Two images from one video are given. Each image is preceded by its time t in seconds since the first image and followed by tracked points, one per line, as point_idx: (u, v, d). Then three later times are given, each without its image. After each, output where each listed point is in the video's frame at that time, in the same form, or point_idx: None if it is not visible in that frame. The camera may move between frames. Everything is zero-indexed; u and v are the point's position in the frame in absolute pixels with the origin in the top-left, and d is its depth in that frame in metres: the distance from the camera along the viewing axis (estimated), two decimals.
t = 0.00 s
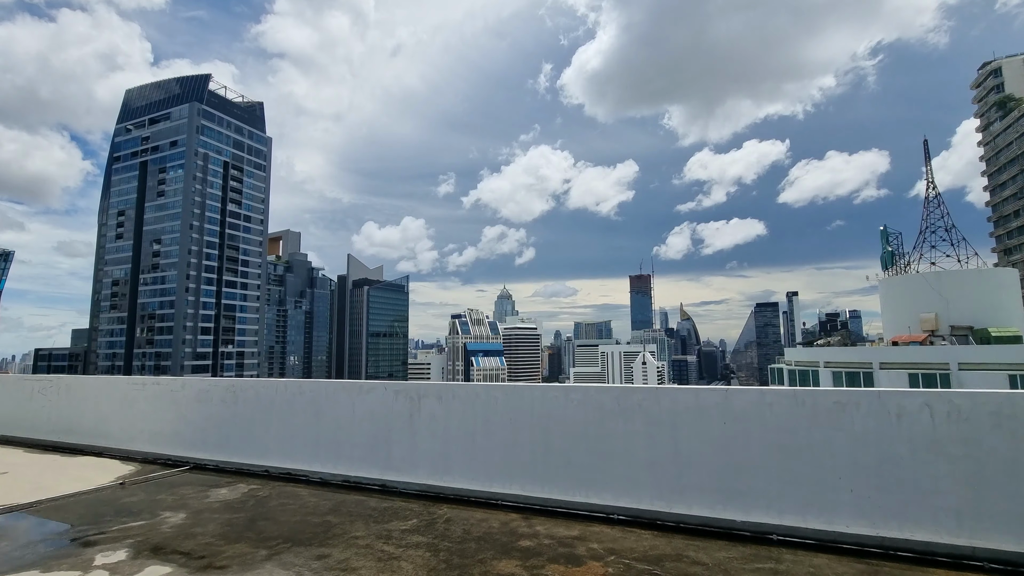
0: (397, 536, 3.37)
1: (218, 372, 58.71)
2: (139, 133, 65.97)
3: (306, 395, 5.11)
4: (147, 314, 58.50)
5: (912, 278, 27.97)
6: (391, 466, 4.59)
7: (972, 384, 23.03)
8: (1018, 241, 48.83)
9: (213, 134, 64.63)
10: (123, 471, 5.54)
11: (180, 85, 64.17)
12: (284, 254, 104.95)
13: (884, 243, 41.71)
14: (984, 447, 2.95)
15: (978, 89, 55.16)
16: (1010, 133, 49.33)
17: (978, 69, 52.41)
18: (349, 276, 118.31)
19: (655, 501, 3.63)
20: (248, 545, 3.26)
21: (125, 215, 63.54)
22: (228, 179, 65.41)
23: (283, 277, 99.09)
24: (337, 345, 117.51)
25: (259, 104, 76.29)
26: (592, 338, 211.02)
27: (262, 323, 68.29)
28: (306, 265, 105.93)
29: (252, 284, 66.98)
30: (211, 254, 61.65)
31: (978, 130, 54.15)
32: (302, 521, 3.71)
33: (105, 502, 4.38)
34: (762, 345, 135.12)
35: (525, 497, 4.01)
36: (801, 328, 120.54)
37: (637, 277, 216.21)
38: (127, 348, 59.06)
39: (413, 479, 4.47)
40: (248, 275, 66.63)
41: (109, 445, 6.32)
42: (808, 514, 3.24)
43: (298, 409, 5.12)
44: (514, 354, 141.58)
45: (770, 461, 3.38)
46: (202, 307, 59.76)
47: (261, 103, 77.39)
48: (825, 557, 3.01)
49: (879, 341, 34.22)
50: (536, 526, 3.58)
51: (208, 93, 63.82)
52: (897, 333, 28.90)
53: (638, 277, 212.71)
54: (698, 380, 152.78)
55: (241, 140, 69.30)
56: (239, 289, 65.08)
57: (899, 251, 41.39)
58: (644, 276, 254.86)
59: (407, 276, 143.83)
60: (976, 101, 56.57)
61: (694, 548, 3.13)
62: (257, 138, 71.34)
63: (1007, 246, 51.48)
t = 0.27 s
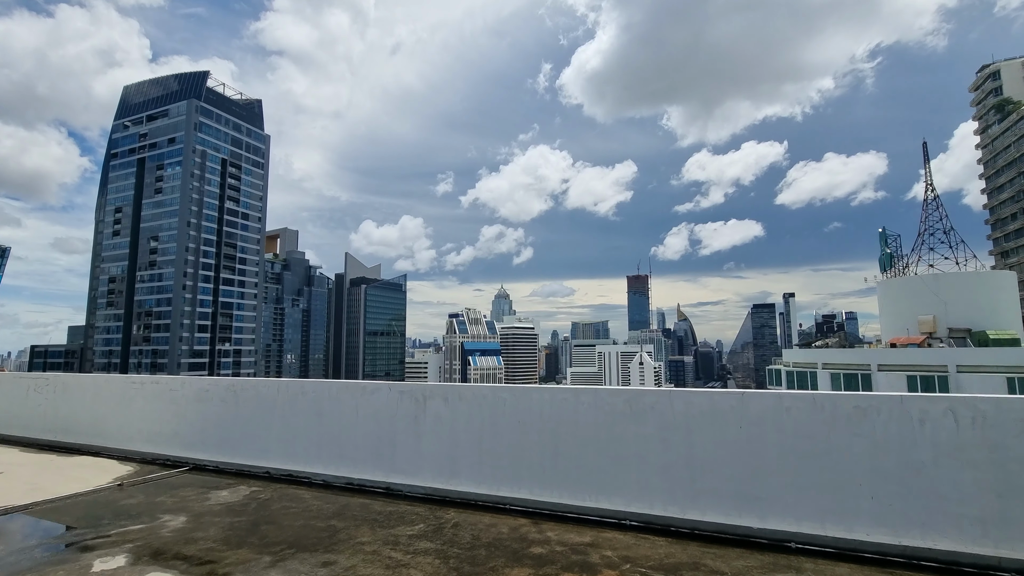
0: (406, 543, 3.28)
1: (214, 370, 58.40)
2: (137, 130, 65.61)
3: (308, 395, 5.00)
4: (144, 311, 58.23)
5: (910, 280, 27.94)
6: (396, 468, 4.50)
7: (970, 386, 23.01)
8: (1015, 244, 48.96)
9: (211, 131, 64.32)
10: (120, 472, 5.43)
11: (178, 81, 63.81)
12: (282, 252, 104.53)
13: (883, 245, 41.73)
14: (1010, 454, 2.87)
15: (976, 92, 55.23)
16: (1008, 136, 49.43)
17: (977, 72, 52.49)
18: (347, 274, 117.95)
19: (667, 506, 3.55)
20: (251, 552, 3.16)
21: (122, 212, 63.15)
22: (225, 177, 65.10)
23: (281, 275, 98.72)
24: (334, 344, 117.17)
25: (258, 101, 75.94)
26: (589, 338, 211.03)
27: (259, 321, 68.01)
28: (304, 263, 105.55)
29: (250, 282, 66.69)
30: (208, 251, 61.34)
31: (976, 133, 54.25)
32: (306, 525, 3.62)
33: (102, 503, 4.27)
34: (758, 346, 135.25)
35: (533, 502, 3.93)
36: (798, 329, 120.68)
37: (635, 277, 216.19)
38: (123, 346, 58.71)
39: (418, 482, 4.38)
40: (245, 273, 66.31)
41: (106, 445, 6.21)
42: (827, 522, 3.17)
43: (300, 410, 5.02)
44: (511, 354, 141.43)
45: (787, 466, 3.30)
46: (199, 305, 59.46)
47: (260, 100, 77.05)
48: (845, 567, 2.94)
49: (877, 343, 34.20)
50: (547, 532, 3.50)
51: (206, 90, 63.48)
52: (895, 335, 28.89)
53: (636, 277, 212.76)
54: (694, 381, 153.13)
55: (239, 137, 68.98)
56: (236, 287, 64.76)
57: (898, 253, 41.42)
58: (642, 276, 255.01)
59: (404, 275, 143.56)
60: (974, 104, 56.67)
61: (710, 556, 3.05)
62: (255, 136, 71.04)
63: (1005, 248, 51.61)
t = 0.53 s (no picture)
0: (408, 546, 3.18)
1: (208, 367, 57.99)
2: (131, 125, 64.99)
3: (306, 393, 4.88)
4: (137, 308, 57.73)
5: (905, 282, 28.03)
6: (396, 468, 4.40)
7: (964, 388, 23.06)
8: (1008, 247, 49.30)
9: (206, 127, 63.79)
10: (111, 470, 5.28)
11: (173, 76, 63.23)
12: (277, 249, 103.94)
13: (878, 247, 41.89)
14: None
15: (971, 96, 55.60)
16: (1002, 140, 49.76)
17: (972, 76, 52.82)
18: (342, 272, 117.39)
19: (676, 509, 3.47)
20: (247, 556, 3.03)
21: (115, 207, 62.60)
22: (220, 173, 64.61)
23: (275, 273, 98.15)
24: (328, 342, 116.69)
25: (254, 97, 75.39)
26: (584, 337, 211.37)
27: (254, 319, 67.59)
28: (299, 260, 104.98)
29: (244, 279, 66.25)
30: (202, 248, 60.90)
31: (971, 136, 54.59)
32: (304, 528, 3.50)
33: (91, 504, 4.13)
34: (752, 347, 135.78)
35: (537, 504, 3.84)
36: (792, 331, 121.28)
37: (631, 278, 216.58)
38: (116, 342, 58.21)
39: (418, 483, 4.28)
40: (239, 270, 65.84)
41: (98, 442, 6.06)
42: (840, 526, 3.10)
43: (298, 408, 4.90)
44: (506, 353, 141.32)
45: (799, 470, 3.22)
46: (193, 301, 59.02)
47: (256, 96, 76.50)
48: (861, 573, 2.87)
49: (872, 345, 34.29)
50: (553, 535, 3.40)
51: (202, 86, 62.92)
52: (889, 337, 29.01)
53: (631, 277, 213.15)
54: (688, 381, 153.72)
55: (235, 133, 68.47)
56: (231, 284, 64.29)
57: (893, 256, 41.59)
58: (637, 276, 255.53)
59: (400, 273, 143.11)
60: (969, 107, 57.04)
61: (722, 562, 2.97)
62: (251, 132, 70.54)
63: (998, 252, 51.99)
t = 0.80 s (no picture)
0: (408, 551, 3.05)
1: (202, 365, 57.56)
2: (125, 121, 64.38)
3: (300, 389, 4.73)
4: (130, 305, 57.23)
5: (900, 284, 28.06)
6: (394, 470, 4.25)
7: (958, 390, 23.13)
8: (1002, 250, 49.64)
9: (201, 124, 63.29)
10: (99, 470, 5.11)
11: (168, 71, 62.68)
12: (272, 247, 103.36)
13: (874, 249, 42.04)
14: None
15: (966, 99, 55.93)
16: (996, 144, 50.06)
17: (967, 80, 53.15)
18: (338, 270, 116.98)
19: (685, 513, 3.35)
20: (236, 564, 2.87)
21: (109, 203, 62.04)
22: (216, 170, 64.13)
23: (271, 271, 97.60)
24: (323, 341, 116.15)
25: (250, 94, 74.87)
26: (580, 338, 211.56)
27: (248, 316, 67.16)
28: (294, 258, 104.45)
29: (239, 277, 65.82)
30: (197, 245, 60.40)
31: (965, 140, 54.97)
32: (298, 531, 3.35)
33: (75, 506, 3.96)
34: (747, 348, 136.25)
35: (540, 507, 3.71)
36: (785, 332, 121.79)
37: (626, 278, 216.97)
38: (108, 340, 57.68)
39: (417, 485, 4.15)
40: (234, 268, 65.40)
41: (86, 441, 5.89)
42: (856, 533, 2.99)
43: (293, 408, 4.74)
44: (502, 353, 141.25)
45: (812, 474, 3.12)
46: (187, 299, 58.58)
47: (251, 93, 75.98)
48: None
49: (867, 347, 34.39)
50: (557, 540, 3.27)
51: (197, 82, 62.40)
52: (884, 339, 29.08)
53: (627, 278, 213.73)
54: (683, 382, 154.17)
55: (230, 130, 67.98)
56: (225, 282, 63.83)
57: (888, 258, 41.74)
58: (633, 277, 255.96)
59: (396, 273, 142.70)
60: (964, 111, 57.39)
61: (735, 569, 2.85)
62: (246, 129, 70.05)
63: (991, 255, 52.34)
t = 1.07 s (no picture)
0: (410, 564, 2.89)
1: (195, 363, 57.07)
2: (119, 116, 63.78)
3: (296, 390, 4.57)
4: (123, 302, 56.67)
5: (895, 286, 28.05)
6: (394, 475, 4.10)
7: (953, 392, 23.14)
8: (995, 252, 49.92)
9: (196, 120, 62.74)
10: (86, 474, 4.93)
11: (163, 67, 62.12)
12: (267, 245, 102.68)
13: (869, 251, 42.12)
14: None
15: (960, 102, 56.19)
16: (991, 147, 50.31)
17: (962, 83, 53.42)
18: (333, 269, 116.46)
19: (697, 523, 3.22)
20: None
21: (102, 200, 61.44)
22: (210, 167, 63.61)
23: (265, 269, 96.99)
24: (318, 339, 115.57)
25: (245, 90, 74.30)
26: (575, 337, 211.55)
27: (242, 315, 66.67)
28: (289, 256, 103.84)
29: (233, 274, 65.34)
30: (191, 242, 59.89)
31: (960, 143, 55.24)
32: (294, 540, 3.19)
33: (55, 514, 3.76)
34: (741, 349, 136.63)
35: (546, 514, 3.57)
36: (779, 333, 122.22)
37: (622, 278, 217.27)
38: (101, 337, 57.12)
39: (417, 491, 4.00)
40: (228, 266, 64.91)
41: (72, 443, 5.70)
42: (879, 544, 2.87)
43: (287, 411, 4.58)
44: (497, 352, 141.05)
45: (832, 482, 2.99)
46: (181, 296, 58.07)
47: (247, 89, 75.40)
48: None
49: (862, 348, 34.44)
50: (566, 552, 3.12)
51: (192, 78, 61.87)
52: (879, 340, 29.08)
53: (623, 278, 214.00)
54: (678, 382, 154.62)
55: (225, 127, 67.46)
56: (219, 279, 63.31)
57: (884, 259, 41.82)
58: (629, 277, 256.30)
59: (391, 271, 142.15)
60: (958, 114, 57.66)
61: None
62: (241, 126, 69.55)
63: (984, 257, 52.65)
